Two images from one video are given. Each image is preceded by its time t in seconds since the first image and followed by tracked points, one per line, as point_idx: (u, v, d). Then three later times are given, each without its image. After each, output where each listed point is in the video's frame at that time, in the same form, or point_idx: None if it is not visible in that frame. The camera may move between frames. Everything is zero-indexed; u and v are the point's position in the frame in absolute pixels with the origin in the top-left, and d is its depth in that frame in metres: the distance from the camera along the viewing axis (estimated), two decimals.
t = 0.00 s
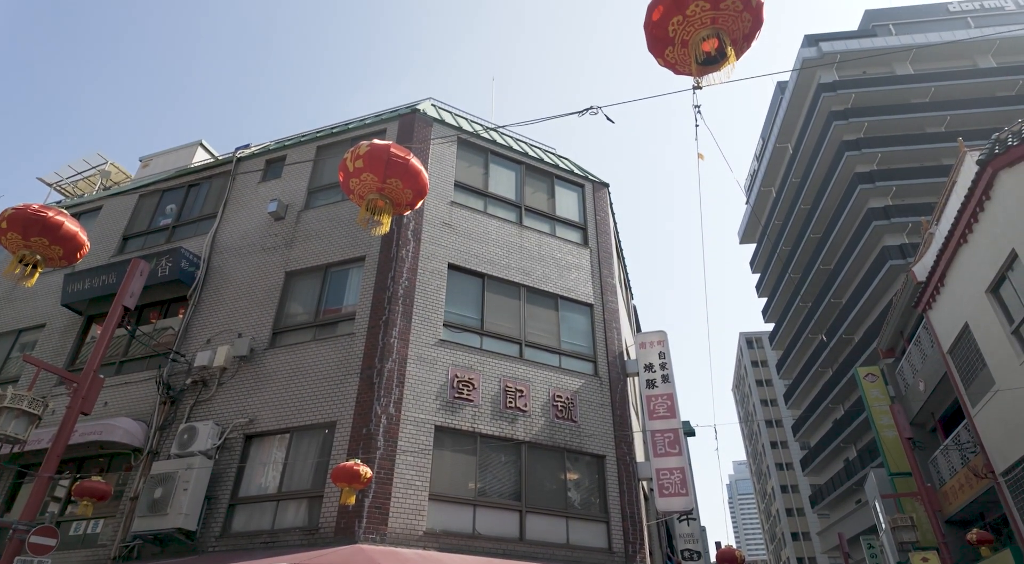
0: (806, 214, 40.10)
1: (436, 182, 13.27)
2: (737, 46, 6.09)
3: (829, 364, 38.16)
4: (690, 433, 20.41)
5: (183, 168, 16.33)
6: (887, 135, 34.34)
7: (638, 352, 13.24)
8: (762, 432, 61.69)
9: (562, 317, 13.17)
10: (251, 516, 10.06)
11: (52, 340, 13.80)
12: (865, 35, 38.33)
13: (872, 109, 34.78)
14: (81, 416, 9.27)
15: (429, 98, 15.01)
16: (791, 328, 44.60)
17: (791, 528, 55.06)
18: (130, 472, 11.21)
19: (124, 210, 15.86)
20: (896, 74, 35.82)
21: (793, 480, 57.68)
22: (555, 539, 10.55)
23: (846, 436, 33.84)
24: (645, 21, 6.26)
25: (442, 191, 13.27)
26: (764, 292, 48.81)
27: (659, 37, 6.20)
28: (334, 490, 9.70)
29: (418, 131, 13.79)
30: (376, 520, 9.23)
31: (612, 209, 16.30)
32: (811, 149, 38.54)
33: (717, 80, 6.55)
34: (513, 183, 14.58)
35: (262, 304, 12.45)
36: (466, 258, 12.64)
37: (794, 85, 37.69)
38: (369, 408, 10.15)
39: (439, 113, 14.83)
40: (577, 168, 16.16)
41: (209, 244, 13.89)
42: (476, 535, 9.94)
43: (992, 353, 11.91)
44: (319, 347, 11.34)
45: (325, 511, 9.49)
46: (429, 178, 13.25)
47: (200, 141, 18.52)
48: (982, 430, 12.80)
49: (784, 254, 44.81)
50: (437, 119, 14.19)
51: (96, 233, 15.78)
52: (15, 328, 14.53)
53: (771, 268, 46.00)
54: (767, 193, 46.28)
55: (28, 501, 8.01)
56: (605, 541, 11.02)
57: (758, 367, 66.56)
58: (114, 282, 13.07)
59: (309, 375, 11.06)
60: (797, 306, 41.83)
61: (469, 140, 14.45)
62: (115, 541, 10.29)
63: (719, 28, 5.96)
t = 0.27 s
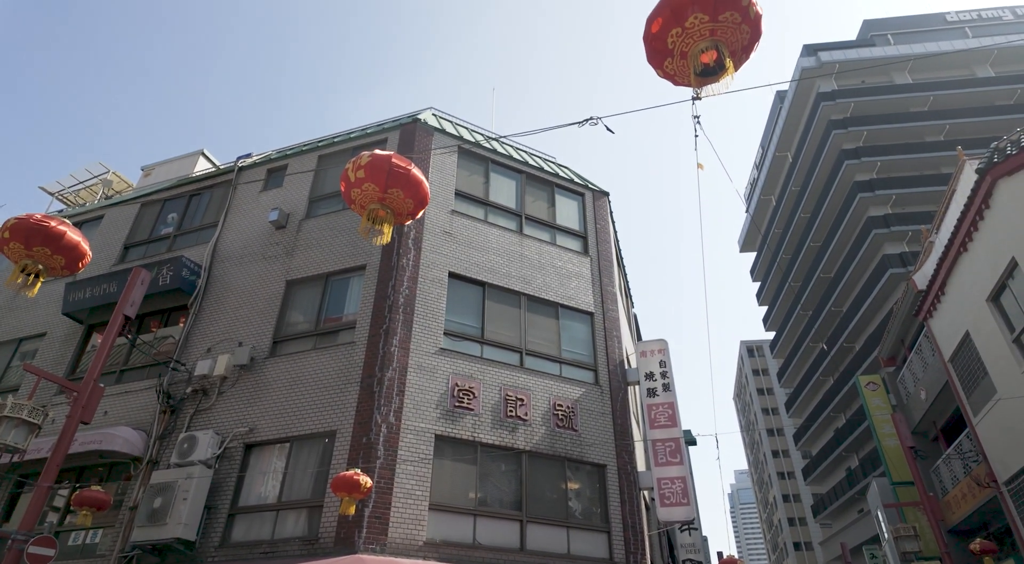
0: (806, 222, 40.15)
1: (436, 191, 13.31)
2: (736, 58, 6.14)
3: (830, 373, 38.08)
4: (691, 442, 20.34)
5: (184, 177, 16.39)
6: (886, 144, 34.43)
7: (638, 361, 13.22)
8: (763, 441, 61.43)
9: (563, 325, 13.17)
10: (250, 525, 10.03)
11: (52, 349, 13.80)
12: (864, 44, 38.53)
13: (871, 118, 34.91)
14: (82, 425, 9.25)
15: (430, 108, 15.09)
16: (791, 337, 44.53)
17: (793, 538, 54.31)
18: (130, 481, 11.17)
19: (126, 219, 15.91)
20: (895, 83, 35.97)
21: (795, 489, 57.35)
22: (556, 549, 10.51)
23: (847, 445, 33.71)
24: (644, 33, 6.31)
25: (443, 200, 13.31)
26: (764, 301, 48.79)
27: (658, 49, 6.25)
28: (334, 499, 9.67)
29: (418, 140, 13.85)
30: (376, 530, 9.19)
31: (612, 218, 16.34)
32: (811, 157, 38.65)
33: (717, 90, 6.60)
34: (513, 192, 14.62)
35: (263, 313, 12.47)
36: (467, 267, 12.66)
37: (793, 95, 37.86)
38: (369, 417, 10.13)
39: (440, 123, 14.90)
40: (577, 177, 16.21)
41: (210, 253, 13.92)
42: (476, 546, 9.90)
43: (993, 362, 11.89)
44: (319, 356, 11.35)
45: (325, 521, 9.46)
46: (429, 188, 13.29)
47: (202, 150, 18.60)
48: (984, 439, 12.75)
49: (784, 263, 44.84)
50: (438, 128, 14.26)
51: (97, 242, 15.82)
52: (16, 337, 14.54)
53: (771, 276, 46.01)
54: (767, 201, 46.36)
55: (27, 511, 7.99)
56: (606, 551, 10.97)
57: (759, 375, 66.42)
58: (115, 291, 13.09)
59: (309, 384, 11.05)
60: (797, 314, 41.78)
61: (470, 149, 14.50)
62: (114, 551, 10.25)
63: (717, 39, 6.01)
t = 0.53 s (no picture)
0: (807, 231, 40.18)
1: (437, 200, 13.34)
2: (735, 68, 6.18)
3: (832, 382, 37.99)
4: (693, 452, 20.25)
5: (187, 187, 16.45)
6: (886, 152, 34.50)
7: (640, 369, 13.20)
8: (766, 450, 61.14)
9: (564, 334, 13.16)
10: (250, 536, 9.99)
11: (54, 358, 13.80)
12: (863, 53, 38.68)
13: (871, 126, 35.00)
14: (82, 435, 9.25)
15: (431, 118, 15.15)
16: (793, 345, 44.44)
17: (797, 548, 54.02)
18: (130, 492, 11.14)
19: (128, 229, 15.96)
20: (895, 92, 36.09)
21: (798, 499, 57.01)
22: (557, 559, 10.45)
23: (850, 455, 33.57)
24: (643, 44, 6.35)
25: (444, 209, 13.34)
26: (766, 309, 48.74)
27: (657, 60, 6.29)
28: (335, 509, 9.63)
29: (420, 150, 13.91)
30: (377, 540, 9.15)
31: (613, 226, 16.36)
32: (812, 166, 38.72)
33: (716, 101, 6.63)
34: (514, 201, 14.65)
35: (264, 322, 12.48)
36: (468, 276, 12.68)
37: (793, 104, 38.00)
38: (370, 427, 10.11)
39: (441, 132, 14.96)
40: (578, 186, 16.24)
41: (212, 263, 13.95)
42: (478, 556, 9.85)
43: (995, 371, 11.85)
44: (320, 365, 11.34)
45: (326, 532, 9.42)
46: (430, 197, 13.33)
47: (204, 160, 18.67)
48: (988, 448, 12.69)
49: (785, 271, 44.85)
50: (439, 138, 14.32)
51: (100, 252, 15.86)
52: (18, 347, 14.55)
53: (772, 285, 46.00)
54: (768, 210, 46.43)
55: (26, 522, 7.98)
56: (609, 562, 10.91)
57: (761, 384, 66.24)
58: (116, 300, 13.10)
59: (310, 394, 11.04)
60: (799, 323, 41.73)
61: (471, 159, 14.55)
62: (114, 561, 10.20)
63: (716, 50, 6.06)
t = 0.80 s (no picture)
0: (809, 238, 40.18)
1: (439, 208, 13.36)
2: (736, 77, 6.20)
3: (835, 389, 37.86)
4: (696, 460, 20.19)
5: (190, 196, 16.51)
6: (888, 159, 34.54)
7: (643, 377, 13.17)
8: (769, 458, 60.88)
9: (566, 342, 13.14)
10: (252, 545, 9.95)
11: (56, 367, 13.82)
12: (864, 61, 38.79)
13: (872, 133, 35.05)
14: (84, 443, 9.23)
15: (433, 126, 15.21)
16: (796, 352, 44.34)
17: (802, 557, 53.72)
18: (132, 501, 11.12)
19: (131, 237, 16.01)
20: (896, 99, 36.15)
21: (802, 507, 56.70)
22: None
23: (854, 462, 33.40)
24: (645, 52, 6.38)
25: (446, 217, 13.37)
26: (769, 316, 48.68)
27: (659, 68, 6.31)
28: (337, 518, 9.60)
29: (422, 158, 13.95)
30: (379, 549, 9.11)
31: (615, 234, 16.37)
32: (813, 173, 38.76)
33: (717, 108, 6.64)
34: (516, 209, 14.67)
35: (266, 330, 12.47)
36: (470, 284, 12.68)
37: (794, 112, 38.11)
38: (372, 435, 10.09)
39: (443, 141, 15.01)
40: (580, 193, 16.27)
41: (214, 271, 13.98)
42: None
43: (1000, 378, 11.80)
44: (322, 373, 11.33)
45: (327, 540, 9.38)
46: (433, 205, 13.36)
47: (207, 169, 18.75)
48: (993, 456, 12.61)
49: (787, 278, 44.81)
50: (441, 146, 14.36)
51: (103, 260, 15.90)
52: (21, 355, 14.57)
53: (775, 292, 45.96)
54: (770, 217, 46.43)
55: (28, 531, 7.94)
56: None
57: (764, 391, 66.04)
58: (119, 309, 13.12)
59: (312, 402, 11.03)
60: (802, 330, 41.66)
61: (473, 167, 14.58)
62: None
63: (718, 59, 6.08)
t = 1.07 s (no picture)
0: (812, 244, 40.13)
1: (442, 215, 13.39)
2: (737, 84, 6.21)
3: (840, 395, 37.70)
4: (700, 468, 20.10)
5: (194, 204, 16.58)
6: (890, 165, 34.53)
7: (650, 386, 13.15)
8: (774, 465, 60.57)
9: (569, 349, 13.13)
10: (255, 554, 9.93)
11: (60, 375, 13.85)
12: (865, 68, 38.87)
13: (874, 140, 35.07)
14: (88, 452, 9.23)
15: (435, 134, 15.26)
16: (800, 359, 44.20)
17: None
18: (135, 509, 11.11)
19: (135, 246, 16.07)
20: (897, 106, 36.20)
21: (808, 515, 56.34)
22: None
23: (859, 470, 33.20)
24: (646, 61, 6.41)
25: (449, 224, 13.39)
26: (773, 323, 48.58)
27: (659, 76, 6.33)
28: (340, 526, 9.57)
29: (424, 166, 14.00)
30: (382, 558, 9.08)
31: (618, 240, 16.38)
32: (816, 179, 38.77)
33: (718, 116, 6.65)
34: (518, 216, 14.69)
35: (269, 338, 12.48)
36: (473, 291, 12.69)
37: (795, 118, 38.16)
38: (375, 443, 10.07)
39: (445, 148, 15.06)
40: (582, 200, 16.29)
41: (218, 279, 14.01)
42: None
43: (1006, 384, 11.73)
44: (325, 381, 11.33)
45: (330, 549, 9.36)
46: (435, 212, 13.39)
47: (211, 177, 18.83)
48: (1000, 462, 12.52)
49: (790, 284, 44.73)
50: (443, 154, 14.41)
51: (107, 269, 15.96)
52: (25, 363, 14.61)
53: (778, 298, 45.88)
54: (773, 223, 46.39)
55: (30, 540, 7.98)
56: None
57: (769, 398, 65.79)
58: (123, 317, 13.16)
59: (315, 409, 11.02)
60: (806, 336, 41.53)
61: (475, 174, 14.62)
62: None
63: (718, 67, 6.10)
